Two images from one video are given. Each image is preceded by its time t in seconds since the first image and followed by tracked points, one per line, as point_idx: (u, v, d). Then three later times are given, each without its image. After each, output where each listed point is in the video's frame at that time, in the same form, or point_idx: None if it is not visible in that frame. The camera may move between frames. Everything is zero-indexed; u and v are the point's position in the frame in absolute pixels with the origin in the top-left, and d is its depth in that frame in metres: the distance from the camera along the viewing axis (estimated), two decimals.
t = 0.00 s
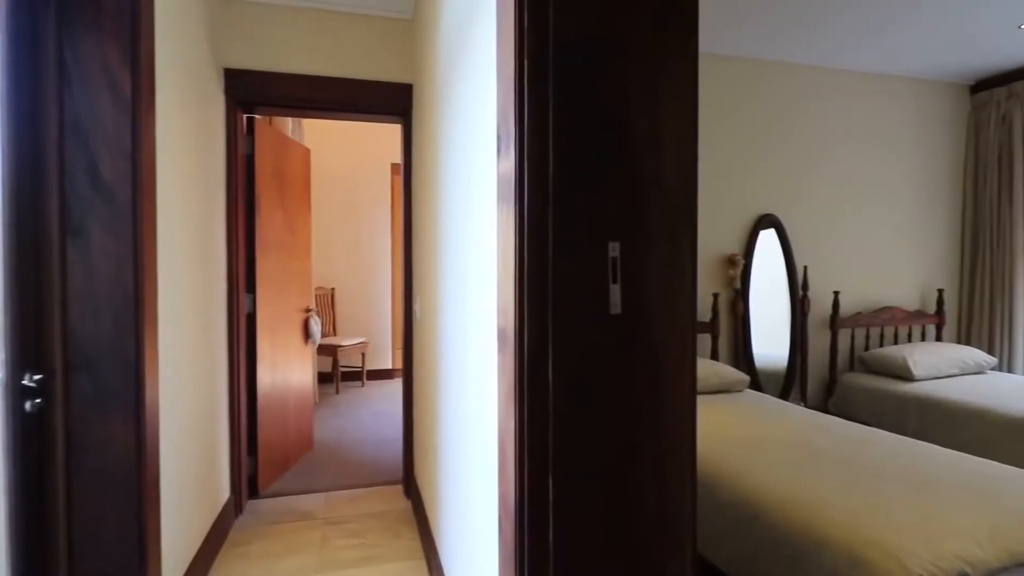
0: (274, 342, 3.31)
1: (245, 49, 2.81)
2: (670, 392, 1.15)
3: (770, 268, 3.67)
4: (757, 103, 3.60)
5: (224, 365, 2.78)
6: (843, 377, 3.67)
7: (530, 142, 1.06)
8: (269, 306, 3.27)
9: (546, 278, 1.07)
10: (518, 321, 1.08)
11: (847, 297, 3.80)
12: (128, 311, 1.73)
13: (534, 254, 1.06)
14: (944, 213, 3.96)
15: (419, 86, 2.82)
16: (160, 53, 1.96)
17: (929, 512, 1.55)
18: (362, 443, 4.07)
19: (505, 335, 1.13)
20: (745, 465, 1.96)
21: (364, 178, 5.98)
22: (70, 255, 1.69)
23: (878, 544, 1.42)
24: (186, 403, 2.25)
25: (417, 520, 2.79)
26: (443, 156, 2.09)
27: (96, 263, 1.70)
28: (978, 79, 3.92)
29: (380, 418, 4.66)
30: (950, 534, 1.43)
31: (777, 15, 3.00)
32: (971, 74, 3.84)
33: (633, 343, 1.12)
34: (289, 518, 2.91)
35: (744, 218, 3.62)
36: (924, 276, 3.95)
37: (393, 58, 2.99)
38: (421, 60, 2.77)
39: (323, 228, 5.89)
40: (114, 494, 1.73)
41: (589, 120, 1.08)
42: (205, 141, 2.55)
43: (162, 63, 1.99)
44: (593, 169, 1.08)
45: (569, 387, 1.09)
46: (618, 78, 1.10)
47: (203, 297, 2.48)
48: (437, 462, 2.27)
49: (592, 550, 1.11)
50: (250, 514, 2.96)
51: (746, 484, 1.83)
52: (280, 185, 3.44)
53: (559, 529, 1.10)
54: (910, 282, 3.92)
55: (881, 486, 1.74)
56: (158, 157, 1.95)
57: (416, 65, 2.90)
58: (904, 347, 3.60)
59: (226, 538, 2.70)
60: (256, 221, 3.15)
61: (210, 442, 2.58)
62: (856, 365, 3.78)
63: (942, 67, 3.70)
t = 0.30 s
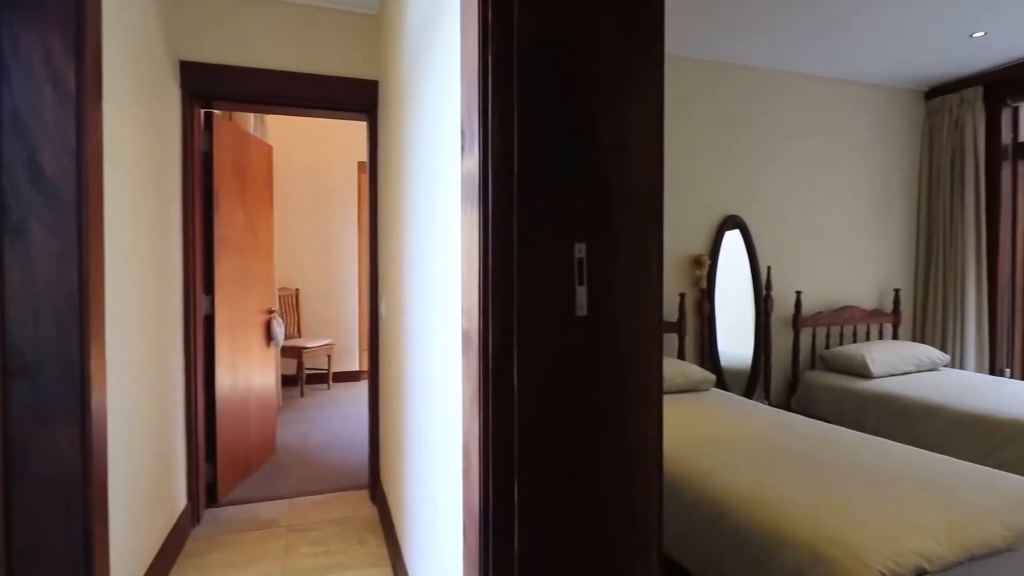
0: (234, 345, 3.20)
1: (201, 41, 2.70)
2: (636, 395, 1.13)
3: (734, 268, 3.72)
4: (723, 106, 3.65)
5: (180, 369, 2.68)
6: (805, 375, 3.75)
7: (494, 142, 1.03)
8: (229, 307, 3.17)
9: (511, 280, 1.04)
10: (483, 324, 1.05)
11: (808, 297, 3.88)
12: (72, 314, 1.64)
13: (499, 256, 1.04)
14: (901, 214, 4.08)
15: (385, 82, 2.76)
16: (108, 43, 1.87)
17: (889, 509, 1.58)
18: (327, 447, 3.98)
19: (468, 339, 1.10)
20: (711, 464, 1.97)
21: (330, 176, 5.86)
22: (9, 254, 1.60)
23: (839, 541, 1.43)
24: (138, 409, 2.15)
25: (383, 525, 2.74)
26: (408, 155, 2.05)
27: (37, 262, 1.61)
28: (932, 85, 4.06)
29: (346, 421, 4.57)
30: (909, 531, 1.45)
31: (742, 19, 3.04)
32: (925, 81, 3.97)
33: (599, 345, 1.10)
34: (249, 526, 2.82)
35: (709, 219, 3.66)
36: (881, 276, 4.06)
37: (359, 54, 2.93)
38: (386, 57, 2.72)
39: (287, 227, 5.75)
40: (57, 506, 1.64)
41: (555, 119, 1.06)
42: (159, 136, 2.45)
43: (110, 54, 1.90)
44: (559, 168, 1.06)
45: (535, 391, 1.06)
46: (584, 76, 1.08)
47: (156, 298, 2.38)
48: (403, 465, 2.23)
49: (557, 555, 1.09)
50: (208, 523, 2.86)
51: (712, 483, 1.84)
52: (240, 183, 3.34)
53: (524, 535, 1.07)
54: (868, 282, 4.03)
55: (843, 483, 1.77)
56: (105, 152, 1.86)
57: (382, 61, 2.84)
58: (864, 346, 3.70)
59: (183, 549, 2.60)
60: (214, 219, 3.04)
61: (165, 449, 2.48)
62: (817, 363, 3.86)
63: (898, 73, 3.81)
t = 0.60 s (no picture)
0: (188, 348, 3.07)
1: (151, 30, 2.58)
2: (603, 398, 1.12)
3: (698, 268, 3.77)
4: (687, 108, 3.69)
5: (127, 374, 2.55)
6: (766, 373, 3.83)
7: (456, 139, 0.99)
8: (183, 310, 3.04)
9: (475, 282, 1.01)
10: (445, 328, 1.01)
11: (768, 296, 3.96)
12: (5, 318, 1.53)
13: (462, 256, 1.00)
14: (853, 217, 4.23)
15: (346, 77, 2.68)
16: (46, 28, 1.75)
17: (848, 506, 1.60)
18: (287, 452, 3.86)
19: (430, 342, 1.06)
20: (677, 464, 1.98)
21: (290, 174, 5.71)
22: None
23: (801, 539, 1.45)
24: (81, 417, 2.03)
25: (345, 532, 2.67)
26: (370, 152, 1.99)
27: None
28: (885, 92, 4.20)
29: (307, 425, 4.45)
30: (868, 528, 1.48)
31: (705, 22, 3.08)
32: (879, 88, 4.10)
33: (565, 347, 1.08)
34: (204, 537, 2.71)
35: (673, 220, 3.70)
36: (837, 276, 4.18)
37: (320, 48, 2.85)
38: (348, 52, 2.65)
39: (245, 226, 5.58)
40: None
41: (519, 116, 1.03)
42: (105, 128, 2.32)
43: (48, 39, 1.78)
44: (524, 166, 1.03)
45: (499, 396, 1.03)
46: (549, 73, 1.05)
47: (101, 300, 2.25)
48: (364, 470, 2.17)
49: (521, 562, 1.07)
50: (159, 535, 2.73)
51: (677, 483, 1.84)
52: (194, 179, 3.21)
53: (488, 543, 1.04)
54: (825, 282, 4.14)
55: (804, 481, 1.80)
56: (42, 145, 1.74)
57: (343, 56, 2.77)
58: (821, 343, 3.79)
59: (132, 563, 2.48)
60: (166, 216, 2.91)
61: (111, 459, 2.35)
62: (777, 362, 3.95)
63: (854, 79, 3.92)
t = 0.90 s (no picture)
0: (138, 352, 2.93)
1: (97, 18, 2.44)
2: (571, 402, 1.09)
3: (663, 269, 3.80)
4: (652, 110, 3.72)
5: (70, 381, 2.41)
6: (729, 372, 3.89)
7: (420, 135, 0.95)
8: (134, 312, 2.90)
9: (440, 284, 0.97)
10: (408, 331, 0.97)
11: (731, 297, 4.03)
12: None
13: (426, 258, 0.96)
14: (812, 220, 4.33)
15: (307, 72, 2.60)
16: None
17: (811, 504, 1.62)
18: (245, 460, 3.73)
19: (393, 347, 1.02)
20: (644, 465, 1.98)
21: (248, 171, 5.53)
22: None
23: (766, 539, 1.45)
24: (18, 427, 1.90)
25: (306, 541, 2.58)
26: (331, 149, 1.93)
27: None
28: (842, 98, 4.32)
29: (267, 430, 4.32)
30: (831, 526, 1.50)
31: (671, 24, 3.10)
32: (836, 93, 4.22)
33: (533, 352, 1.05)
34: (156, 550, 2.59)
35: (639, 221, 3.73)
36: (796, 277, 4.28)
37: (279, 41, 2.75)
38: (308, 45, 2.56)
39: (201, 225, 5.38)
40: None
41: (485, 113, 1.00)
42: (46, 120, 2.19)
43: None
44: (490, 165, 1.00)
45: (465, 403, 1.00)
46: (516, 69, 1.02)
47: (41, 303, 2.12)
48: (326, 478, 2.10)
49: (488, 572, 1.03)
50: (107, 549, 2.59)
51: (645, 484, 1.84)
52: (145, 176, 3.07)
53: (453, 553, 1.00)
54: (785, 282, 4.24)
55: (768, 479, 1.82)
56: None
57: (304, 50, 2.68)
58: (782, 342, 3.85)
59: None
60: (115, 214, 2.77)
61: (53, 472, 2.22)
62: (739, 361, 4.01)
63: (813, 85, 4.02)
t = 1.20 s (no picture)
0: (89, 357, 2.79)
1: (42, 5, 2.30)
2: (543, 407, 1.07)
3: (632, 270, 3.82)
4: (621, 111, 3.74)
5: (13, 389, 2.27)
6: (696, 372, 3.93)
7: (387, 134, 0.91)
8: (84, 315, 2.76)
9: (408, 288, 0.93)
10: (374, 338, 0.92)
11: (698, 297, 4.08)
12: None
13: (393, 261, 0.92)
14: (775, 221, 4.43)
15: (269, 67, 2.51)
16: None
17: (779, 504, 1.64)
18: (205, 467, 3.60)
19: (358, 353, 0.97)
20: (615, 467, 1.97)
21: (205, 168, 5.34)
22: None
23: (737, 541, 1.46)
24: None
25: (268, 552, 2.50)
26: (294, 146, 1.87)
27: None
28: (803, 102, 4.42)
29: (228, 436, 4.18)
30: (799, 526, 1.51)
31: (641, 27, 3.11)
32: (798, 98, 4.31)
33: (504, 357, 1.03)
34: (108, 565, 2.47)
35: (609, 222, 3.74)
36: (760, 278, 4.37)
37: (240, 34, 2.65)
38: (270, 39, 2.48)
39: (157, 224, 5.18)
40: None
41: (454, 112, 0.96)
42: None
43: None
44: (459, 165, 0.97)
45: (434, 411, 0.96)
46: (486, 67, 0.99)
47: None
48: (289, 485, 2.03)
49: None
50: (55, 565, 2.46)
51: (615, 486, 1.83)
52: (96, 172, 2.92)
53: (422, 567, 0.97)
54: (750, 283, 4.31)
55: (736, 479, 1.83)
56: None
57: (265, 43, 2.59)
58: (747, 342, 3.92)
59: None
60: (63, 212, 2.63)
61: None
62: (706, 360, 4.06)
63: (776, 90, 4.11)
